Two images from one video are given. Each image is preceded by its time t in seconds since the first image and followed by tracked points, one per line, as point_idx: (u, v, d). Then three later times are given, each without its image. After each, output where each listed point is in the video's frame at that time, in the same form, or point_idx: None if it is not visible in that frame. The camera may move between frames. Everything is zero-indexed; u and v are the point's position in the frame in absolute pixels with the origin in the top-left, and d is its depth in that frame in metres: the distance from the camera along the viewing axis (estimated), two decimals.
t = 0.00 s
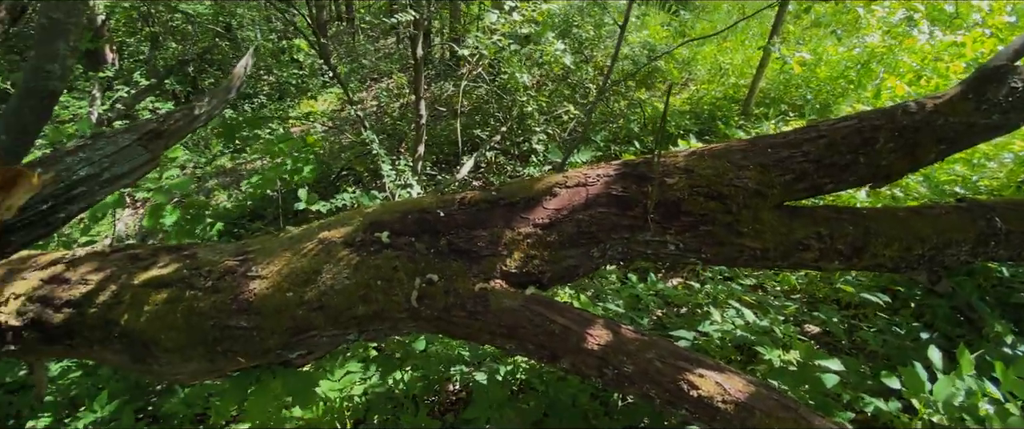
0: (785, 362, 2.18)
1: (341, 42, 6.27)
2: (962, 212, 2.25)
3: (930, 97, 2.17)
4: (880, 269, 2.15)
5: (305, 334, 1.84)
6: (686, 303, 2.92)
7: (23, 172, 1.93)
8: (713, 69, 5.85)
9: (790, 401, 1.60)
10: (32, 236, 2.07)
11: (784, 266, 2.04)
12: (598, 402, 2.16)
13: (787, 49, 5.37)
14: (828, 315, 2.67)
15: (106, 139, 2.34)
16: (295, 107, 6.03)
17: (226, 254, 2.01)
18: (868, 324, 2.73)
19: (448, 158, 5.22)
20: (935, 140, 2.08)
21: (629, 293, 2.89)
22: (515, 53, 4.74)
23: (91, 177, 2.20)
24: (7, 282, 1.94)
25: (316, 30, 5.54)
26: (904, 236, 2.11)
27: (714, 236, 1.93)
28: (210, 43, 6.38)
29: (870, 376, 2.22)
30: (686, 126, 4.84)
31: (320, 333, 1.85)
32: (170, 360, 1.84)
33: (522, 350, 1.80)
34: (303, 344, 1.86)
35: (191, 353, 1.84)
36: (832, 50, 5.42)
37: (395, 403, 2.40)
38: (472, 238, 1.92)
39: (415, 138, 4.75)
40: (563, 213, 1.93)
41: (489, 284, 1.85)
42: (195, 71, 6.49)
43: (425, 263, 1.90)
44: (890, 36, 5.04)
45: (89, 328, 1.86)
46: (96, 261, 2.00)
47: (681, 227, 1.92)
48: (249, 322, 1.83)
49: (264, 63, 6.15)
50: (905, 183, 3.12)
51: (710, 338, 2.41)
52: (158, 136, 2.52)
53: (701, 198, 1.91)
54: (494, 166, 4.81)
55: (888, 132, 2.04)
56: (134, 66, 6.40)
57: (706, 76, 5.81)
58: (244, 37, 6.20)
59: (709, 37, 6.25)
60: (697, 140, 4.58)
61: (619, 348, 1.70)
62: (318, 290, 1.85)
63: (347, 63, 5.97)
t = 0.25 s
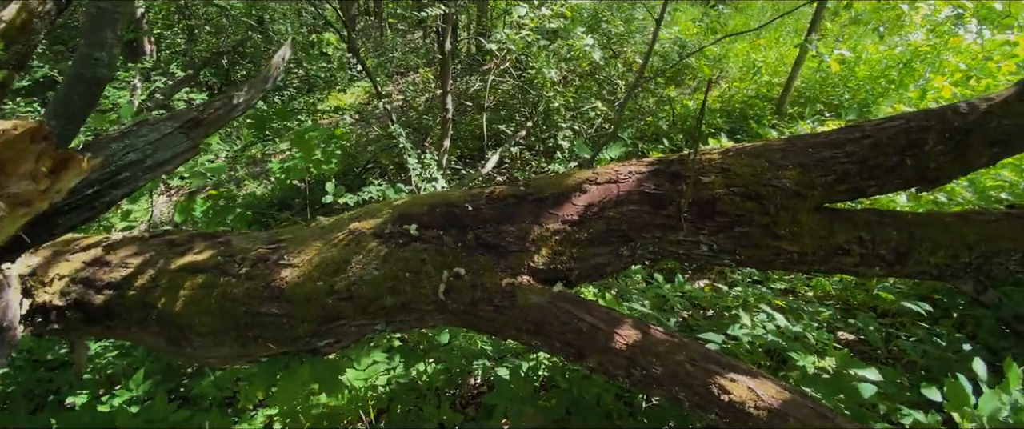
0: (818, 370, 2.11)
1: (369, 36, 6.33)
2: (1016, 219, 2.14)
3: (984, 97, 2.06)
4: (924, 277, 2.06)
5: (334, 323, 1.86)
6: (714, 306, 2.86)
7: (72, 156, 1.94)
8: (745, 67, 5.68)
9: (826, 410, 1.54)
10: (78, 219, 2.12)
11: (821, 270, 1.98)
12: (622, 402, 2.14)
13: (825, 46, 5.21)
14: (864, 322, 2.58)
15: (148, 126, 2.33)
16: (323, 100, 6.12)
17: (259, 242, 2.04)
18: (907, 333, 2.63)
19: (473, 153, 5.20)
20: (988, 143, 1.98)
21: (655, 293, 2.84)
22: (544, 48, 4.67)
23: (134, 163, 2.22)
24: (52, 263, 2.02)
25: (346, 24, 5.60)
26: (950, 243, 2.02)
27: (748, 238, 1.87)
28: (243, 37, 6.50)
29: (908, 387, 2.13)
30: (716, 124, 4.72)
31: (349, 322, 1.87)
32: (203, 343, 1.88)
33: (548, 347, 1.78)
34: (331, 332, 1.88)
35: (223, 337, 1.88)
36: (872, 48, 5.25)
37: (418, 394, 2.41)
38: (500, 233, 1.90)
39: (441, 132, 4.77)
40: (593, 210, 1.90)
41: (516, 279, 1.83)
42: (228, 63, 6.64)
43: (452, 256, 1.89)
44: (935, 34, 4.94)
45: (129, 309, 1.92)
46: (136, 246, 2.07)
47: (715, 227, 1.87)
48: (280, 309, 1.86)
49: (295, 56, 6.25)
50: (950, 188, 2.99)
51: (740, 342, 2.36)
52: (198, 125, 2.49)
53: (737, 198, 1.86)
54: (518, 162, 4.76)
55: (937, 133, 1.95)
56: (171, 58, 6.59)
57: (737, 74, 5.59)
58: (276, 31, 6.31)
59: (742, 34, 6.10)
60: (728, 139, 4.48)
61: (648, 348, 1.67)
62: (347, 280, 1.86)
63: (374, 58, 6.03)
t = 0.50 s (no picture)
0: (850, 379, 2.06)
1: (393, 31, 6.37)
2: None
3: None
4: (965, 287, 1.98)
5: (358, 316, 1.88)
6: (738, 310, 2.81)
7: (116, 146, 1.76)
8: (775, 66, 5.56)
9: (858, 421, 1.50)
10: (116, 208, 2.04)
11: (854, 277, 1.91)
12: (643, 405, 2.12)
13: (860, 45, 5.06)
14: (897, 331, 2.50)
15: (184, 115, 2.19)
16: (347, 94, 6.18)
17: (287, 234, 2.07)
18: (942, 344, 2.54)
19: (494, 149, 5.18)
20: None
21: (679, 296, 2.80)
22: (568, 44, 4.60)
23: (171, 154, 2.10)
24: (88, 249, 2.09)
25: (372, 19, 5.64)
26: (994, 252, 1.94)
27: (780, 242, 1.83)
28: (270, 31, 6.59)
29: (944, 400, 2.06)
30: (744, 124, 4.62)
31: (372, 315, 1.88)
32: (231, 332, 1.92)
33: (571, 347, 1.75)
34: (355, 325, 1.90)
35: (250, 327, 1.92)
36: (908, 48, 5.09)
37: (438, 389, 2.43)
38: (525, 231, 1.88)
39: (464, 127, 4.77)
40: (620, 209, 1.87)
41: (541, 278, 1.81)
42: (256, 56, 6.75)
43: (477, 253, 1.88)
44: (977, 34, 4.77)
45: (160, 296, 1.97)
46: (168, 234, 2.11)
47: (746, 230, 1.83)
48: (306, 300, 1.88)
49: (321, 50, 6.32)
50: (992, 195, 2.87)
51: (766, 348, 2.30)
52: (233, 116, 2.33)
53: (769, 201, 1.82)
54: (540, 158, 4.75)
55: (984, 138, 1.87)
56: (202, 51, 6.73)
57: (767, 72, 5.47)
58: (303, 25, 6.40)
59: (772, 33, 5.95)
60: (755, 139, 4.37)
61: (674, 352, 1.63)
62: (373, 273, 1.88)
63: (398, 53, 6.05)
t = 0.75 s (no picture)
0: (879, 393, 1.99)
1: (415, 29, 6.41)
2: None
3: None
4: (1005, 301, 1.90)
5: (380, 312, 1.89)
6: (761, 318, 2.75)
7: (151, 139, 1.75)
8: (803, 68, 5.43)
9: None
10: (149, 200, 2.08)
11: (888, 287, 1.86)
12: (663, 410, 2.09)
13: (893, 48, 4.91)
14: (929, 344, 2.43)
15: (216, 110, 2.21)
16: (369, 92, 6.22)
17: (312, 229, 2.09)
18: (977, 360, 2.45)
19: (514, 148, 5.16)
20: None
21: (701, 301, 2.75)
22: (592, 44, 4.55)
23: (202, 148, 2.13)
24: (120, 239, 2.14)
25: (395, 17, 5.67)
26: None
27: (811, 249, 1.78)
28: (295, 28, 6.67)
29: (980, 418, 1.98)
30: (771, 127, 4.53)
31: (394, 312, 1.89)
32: (257, 324, 1.96)
33: (592, 351, 1.73)
34: (377, 321, 1.91)
35: (275, 320, 1.95)
36: (945, 52, 4.93)
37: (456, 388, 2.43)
38: (547, 232, 1.86)
39: (485, 126, 4.77)
40: (645, 212, 1.84)
41: (563, 279, 1.79)
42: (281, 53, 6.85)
43: (498, 253, 1.86)
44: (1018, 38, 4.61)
45: (189, 287, 2.01)
46: (197, 226, 2.15)
47: (775, 237, 1.79)
48: (329, 295, 1.91)
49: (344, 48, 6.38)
50: None
51: (791, 358, 2.26)
52: (263, 112, 2.32)
53: (800, 207, 1.77)
54: (560, 159, 4.72)
55: None
56: (229, 47, 6.85)
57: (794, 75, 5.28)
58: (327, 23, 6.48)
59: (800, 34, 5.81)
60: (782, 143, 4.28)
61: (698, 359, 1.60)
62: (395, 270, 1.88)
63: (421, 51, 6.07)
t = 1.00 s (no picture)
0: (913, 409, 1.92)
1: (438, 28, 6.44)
2: None
3: None
4: None
5: (402, 310, 1.90)
6: (786, 326, 2.69)
7: (187, 135, 1.77)
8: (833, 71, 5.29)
9: None
10: (182, 194, 2.13)
11: (925, 300, 1.79)
12: (685, 418, 2.05)
13: (930, 51, 4.75)
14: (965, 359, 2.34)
15: (249, 108, 2.24)
16: (391, 90, 6.27)
17: (337, 225, 2.11)
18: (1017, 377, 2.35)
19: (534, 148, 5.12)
20: None
21: (725, 308, 2.69)
22: (616, 44, 4.49)
23: (234, 144, 2.17)
24: (150, 232, 2.19)
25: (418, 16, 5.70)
26: None
27: (844, 258, 1.73)
28: (320, 26, 6.75)
29: None
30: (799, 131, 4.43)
31: (416, 310, 1.89)
32: (282, 318, 1.99)
33: (615, 356, 1.70)
34: (399, 318, 1.92)
35: (299, 314, 1.98)
36: (985, 55, 4.75)
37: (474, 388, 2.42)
38: (571, 234, 1.83)
39: (506, 126, 4.75)
40: (672, 216, 1.80)
41: (587, 282, 1.76)
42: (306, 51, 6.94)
43: (521, 254, 1.83)
44: None
45: (217, 280, 2.05)
46: (225, 221, 2.19)
47: (807, 244, 1.74)
48: (353, 292, 1.92)
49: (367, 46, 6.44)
50: None
51: (819, 369, 2.19)
52: (293, 109, 2.31)
53: (835, 215, 1.72)
54: (582, 160, 4.68)
55: None
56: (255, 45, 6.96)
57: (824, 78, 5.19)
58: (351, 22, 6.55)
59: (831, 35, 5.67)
60: (811, 147, 4.17)
61: (725, 368, 1.56)
62: (418, 269, 1.88)
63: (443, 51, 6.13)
